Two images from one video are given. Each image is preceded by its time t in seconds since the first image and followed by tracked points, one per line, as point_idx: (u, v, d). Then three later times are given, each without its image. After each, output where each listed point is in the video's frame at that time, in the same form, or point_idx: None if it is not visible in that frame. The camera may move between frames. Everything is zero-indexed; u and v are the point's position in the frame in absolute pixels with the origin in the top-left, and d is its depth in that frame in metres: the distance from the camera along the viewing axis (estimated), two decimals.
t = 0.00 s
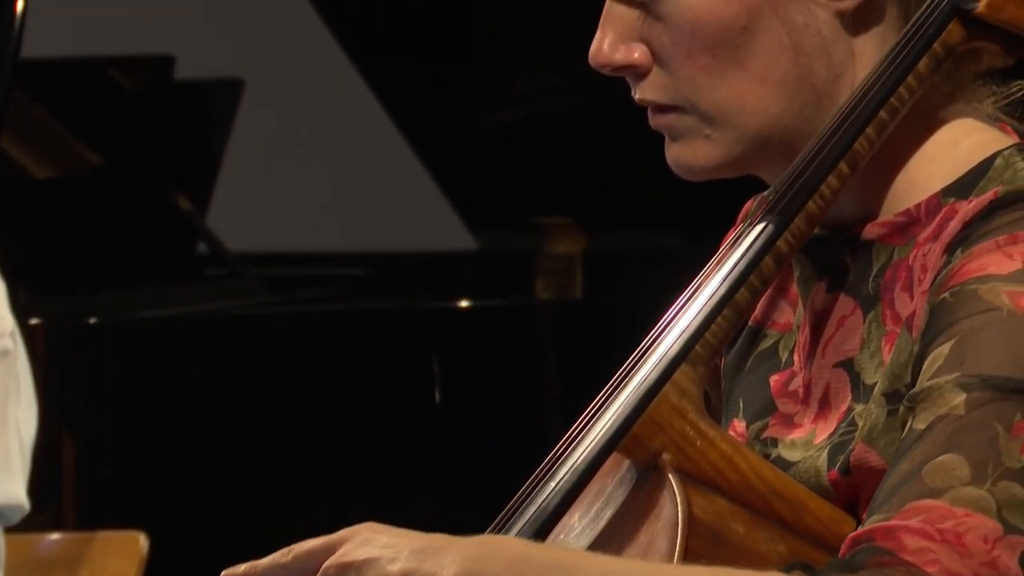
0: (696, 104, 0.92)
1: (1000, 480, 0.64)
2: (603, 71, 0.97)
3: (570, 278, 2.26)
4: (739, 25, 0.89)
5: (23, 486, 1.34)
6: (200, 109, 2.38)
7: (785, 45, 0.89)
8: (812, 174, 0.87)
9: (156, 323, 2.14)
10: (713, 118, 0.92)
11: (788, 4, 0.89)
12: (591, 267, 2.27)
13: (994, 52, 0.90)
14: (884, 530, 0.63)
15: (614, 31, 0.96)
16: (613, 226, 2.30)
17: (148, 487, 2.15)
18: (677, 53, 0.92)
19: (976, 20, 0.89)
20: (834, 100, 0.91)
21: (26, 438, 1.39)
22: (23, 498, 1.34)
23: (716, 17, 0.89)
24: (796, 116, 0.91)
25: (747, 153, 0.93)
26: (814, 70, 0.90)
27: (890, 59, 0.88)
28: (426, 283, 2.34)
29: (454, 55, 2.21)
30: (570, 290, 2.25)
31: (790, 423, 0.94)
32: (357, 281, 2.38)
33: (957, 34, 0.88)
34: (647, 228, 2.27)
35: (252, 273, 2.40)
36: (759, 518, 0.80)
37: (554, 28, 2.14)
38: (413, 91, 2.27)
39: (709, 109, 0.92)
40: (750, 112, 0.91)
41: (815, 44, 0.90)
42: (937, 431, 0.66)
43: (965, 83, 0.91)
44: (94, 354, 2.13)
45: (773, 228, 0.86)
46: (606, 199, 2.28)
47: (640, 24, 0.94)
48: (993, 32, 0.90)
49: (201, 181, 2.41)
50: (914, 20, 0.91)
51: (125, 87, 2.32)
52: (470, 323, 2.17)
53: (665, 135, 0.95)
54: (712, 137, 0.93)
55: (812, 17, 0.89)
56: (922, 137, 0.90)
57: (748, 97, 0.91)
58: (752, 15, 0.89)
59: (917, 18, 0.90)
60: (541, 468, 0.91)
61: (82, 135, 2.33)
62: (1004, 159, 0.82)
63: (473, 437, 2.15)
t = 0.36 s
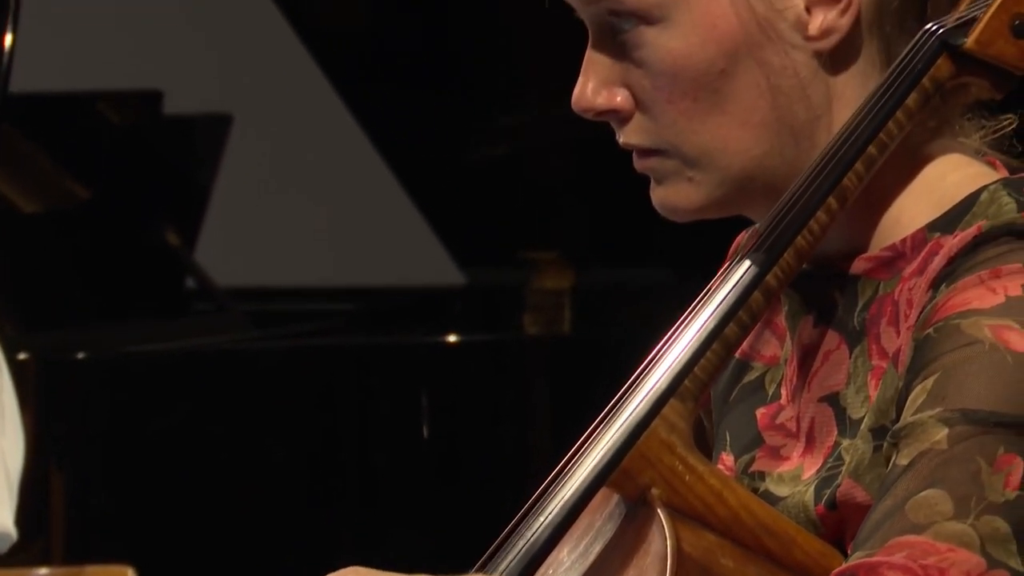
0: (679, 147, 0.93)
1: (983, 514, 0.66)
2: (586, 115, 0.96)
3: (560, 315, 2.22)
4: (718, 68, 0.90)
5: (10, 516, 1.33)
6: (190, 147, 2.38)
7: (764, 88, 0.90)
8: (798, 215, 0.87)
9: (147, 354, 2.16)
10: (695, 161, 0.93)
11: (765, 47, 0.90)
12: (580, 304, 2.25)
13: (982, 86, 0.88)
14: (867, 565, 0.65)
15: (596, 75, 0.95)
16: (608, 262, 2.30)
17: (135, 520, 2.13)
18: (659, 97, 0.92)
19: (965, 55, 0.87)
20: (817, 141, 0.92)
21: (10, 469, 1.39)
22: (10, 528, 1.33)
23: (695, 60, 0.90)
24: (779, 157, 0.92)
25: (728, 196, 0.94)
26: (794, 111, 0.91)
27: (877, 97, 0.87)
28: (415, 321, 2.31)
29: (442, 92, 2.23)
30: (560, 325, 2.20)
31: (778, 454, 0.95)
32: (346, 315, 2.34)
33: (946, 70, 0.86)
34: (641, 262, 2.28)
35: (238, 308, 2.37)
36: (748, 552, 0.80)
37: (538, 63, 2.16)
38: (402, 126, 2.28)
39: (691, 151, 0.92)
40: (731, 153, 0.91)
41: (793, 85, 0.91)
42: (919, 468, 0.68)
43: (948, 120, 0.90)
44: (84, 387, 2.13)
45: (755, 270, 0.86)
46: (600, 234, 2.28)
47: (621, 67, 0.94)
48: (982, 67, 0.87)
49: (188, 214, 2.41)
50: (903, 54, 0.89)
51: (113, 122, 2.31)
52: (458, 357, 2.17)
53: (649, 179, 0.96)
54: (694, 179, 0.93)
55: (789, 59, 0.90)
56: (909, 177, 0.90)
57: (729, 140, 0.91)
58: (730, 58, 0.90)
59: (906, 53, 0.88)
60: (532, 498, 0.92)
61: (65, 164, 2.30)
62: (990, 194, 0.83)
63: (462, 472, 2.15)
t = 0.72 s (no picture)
0: (664, 190, 0.96)
1: (964, 545, 0.73)
2: (569, 162, 1.00)
3: (547, 347, 2.25)
4: (699, 109, 0.94)
5: None
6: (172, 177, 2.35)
7: (744, 128, 0.94)
8: (783, 252, 0.87)
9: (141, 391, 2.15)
10: (680, 204, 0.96)
11: (745, 86, 0.93)
12: (567, 339, 2.26)
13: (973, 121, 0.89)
14: None
15: (578, 122, 0.99)
16: (591, 294, 2.29)
17: (118, 559, 2.12)
18: (640, 141, 0.96)
19: (956, 90, 0.88)
20: (803, 179, 0.95)
21: None
22: None
23: (674, 105, 0.94)
24: (764, 196, 0.95)
25: (715, 235, 0.97)
26: (775, 150, 0.94)
27: (865, 136, 0.88)
28: (402, 353, 2.32)
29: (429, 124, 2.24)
30: (546, 358, 2.23)
31: (767, 488, 0.96)
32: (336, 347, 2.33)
33: (936, 105, 0.88)
34: (627, 293, 2.26)
35: (227, 339, 2.36)
36: None
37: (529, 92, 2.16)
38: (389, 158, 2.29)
39: (675, 195, 0.96)
40: (715, 194, 0.95)
41: (773, 124, 0.94)
42: (902, 500, 0.74)
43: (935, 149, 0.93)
44: (73, 422, 2.12)
45: (740, 310, 0.87)
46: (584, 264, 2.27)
47: (601, 114, 0.98)
48: (974, 102, 0.88)
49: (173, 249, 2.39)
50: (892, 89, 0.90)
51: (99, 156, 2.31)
52: (446, 391, 2.16)
53: (636, 223, 0.99)
54: (681, 222, 0.97)
55: (768, 98, 0.93)
56: (899, 213, 0.92)
57: (713, 181, 0.95)
58: (710, 99, 0.94)
59: (896, 88, 0.90)
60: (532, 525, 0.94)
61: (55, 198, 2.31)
62: (973, 227, 0.87)
63: (450, 507, 2.14)
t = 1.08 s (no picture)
0: (653, 218, 0.99)
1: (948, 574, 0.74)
2: (559, 190, 1.02)
3: (538, 373, 2.24)
4: (688, 137, 0.97)
5: None
6: (165, 204, 2.34)
7: (733, 156, 0.97)
8: (778, 280, 0.88)
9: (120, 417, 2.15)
10: (669, 231, 0.99)
11: (734, 115, 0.97)
12: (557, 361, 2.28)
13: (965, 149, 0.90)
14: None
15: (567, 150, 1.01)
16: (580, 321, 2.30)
17: None
18: (630, 168, 0.99)
19: (947, 118, 0.89)
20: (792, 205, 0.98)
21: None
22: None
23: (665, 132, 0.97)
24: (752, 224, 0.98)
25: (705, 262, 1.00)
26: (764, 177, 0.97)
27: (856, 164, 0.89)
28: (394, 379, 2.32)
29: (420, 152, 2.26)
30: (535, 386, 2.21)
31: (758, 516, 0.97)
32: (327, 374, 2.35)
33: (928, 133, 0.89)
34: (616, 323, 2.28)
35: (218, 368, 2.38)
36: None
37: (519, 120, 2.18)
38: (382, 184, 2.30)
39: (665, 222, 0.99)
40: (704, 222, 0.98)
41: (763, 152, 0.97)
42: (887, 528, 0.75)
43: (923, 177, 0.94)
44: (63, 449, 2.12)
45: (730, 340, 0.88)
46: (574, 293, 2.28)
47: (591, 143, 1.01)
48: (965, 131, 0.89)
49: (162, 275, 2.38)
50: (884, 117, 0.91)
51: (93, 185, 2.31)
52: (435, 419, 2.15)
53: (626, 250, 1.02)
54: (670, 249, 1.00)
55: (757, 126, 0.97)
56: (890, 241, 0.92)
57: (702, 208, 0.98)
58: (700, 127, 0.97)
59: (888, 115, 0.90)
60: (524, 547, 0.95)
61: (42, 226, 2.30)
62: (960, 255, 0.87)
63: (440, 531, 2.14)
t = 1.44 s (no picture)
0: (646, 244, 0.96)
1: None
2: (552, 215, 0.99)
3: (535, 404, 2.25)
4: (683, 162, 0.93)
5: None
6: (160, 231, 2.37)
7: (729, 182, 0.93)
8: (773, 308, 0.88)
9: (121, 447, 2.16)
10: (663, 257, 0.96)
11: (729, 141, 0.93)
12: (552, 393, 2.26)
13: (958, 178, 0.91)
14: None
15: (562, 174, 0.98)
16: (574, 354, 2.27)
17: None
18: (624, 193, 0.95)
19: (941, 147, 0.90)
20: (788, 234, 0.94)
21: None
22: None
23: (659, 159, 0.93)
24: (747, 250, 0.94)
25: (699, 288, 0.96)
26: (758, 204, 0.94)
27: (851, 191, 0.89)
28: (392, 410, 2.34)
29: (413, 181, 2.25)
30: (532, 415, 2.24)
31: (753, 543, 0.98)
32: (323, 405, 2.36)
33: (922, 161, 0.89)
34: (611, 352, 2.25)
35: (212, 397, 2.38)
36: None
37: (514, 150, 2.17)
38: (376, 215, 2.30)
39: (658, 248, 0.95)
40: (697, 248, 0.94)
41: (757, 179, 0.93)
42: (878, 557, 0.75)
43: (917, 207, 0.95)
44: (55, 479, 2.12)
45: (726, 367, 0.88)
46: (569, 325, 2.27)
47: (586, 167, 0.97)
48: (959, 159, 0.90)
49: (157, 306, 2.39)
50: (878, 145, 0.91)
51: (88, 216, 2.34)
52: (429, 450, 2.16)
53: (618, 275, 0.98)
54: (663, 274, 0.96)
55: (753, 153, 0.93)
56: (883, 269, 0.93)
57: (696, 234, 0.94)
58: (694, 153, 0.93)
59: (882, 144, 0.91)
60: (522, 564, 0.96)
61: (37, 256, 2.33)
62: (952, 283, 0.88)
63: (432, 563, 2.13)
